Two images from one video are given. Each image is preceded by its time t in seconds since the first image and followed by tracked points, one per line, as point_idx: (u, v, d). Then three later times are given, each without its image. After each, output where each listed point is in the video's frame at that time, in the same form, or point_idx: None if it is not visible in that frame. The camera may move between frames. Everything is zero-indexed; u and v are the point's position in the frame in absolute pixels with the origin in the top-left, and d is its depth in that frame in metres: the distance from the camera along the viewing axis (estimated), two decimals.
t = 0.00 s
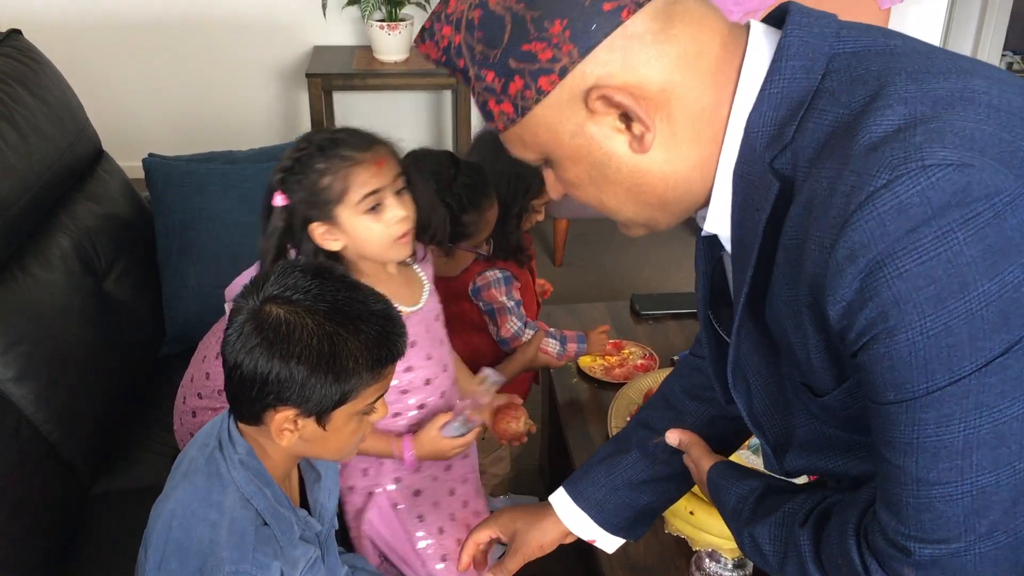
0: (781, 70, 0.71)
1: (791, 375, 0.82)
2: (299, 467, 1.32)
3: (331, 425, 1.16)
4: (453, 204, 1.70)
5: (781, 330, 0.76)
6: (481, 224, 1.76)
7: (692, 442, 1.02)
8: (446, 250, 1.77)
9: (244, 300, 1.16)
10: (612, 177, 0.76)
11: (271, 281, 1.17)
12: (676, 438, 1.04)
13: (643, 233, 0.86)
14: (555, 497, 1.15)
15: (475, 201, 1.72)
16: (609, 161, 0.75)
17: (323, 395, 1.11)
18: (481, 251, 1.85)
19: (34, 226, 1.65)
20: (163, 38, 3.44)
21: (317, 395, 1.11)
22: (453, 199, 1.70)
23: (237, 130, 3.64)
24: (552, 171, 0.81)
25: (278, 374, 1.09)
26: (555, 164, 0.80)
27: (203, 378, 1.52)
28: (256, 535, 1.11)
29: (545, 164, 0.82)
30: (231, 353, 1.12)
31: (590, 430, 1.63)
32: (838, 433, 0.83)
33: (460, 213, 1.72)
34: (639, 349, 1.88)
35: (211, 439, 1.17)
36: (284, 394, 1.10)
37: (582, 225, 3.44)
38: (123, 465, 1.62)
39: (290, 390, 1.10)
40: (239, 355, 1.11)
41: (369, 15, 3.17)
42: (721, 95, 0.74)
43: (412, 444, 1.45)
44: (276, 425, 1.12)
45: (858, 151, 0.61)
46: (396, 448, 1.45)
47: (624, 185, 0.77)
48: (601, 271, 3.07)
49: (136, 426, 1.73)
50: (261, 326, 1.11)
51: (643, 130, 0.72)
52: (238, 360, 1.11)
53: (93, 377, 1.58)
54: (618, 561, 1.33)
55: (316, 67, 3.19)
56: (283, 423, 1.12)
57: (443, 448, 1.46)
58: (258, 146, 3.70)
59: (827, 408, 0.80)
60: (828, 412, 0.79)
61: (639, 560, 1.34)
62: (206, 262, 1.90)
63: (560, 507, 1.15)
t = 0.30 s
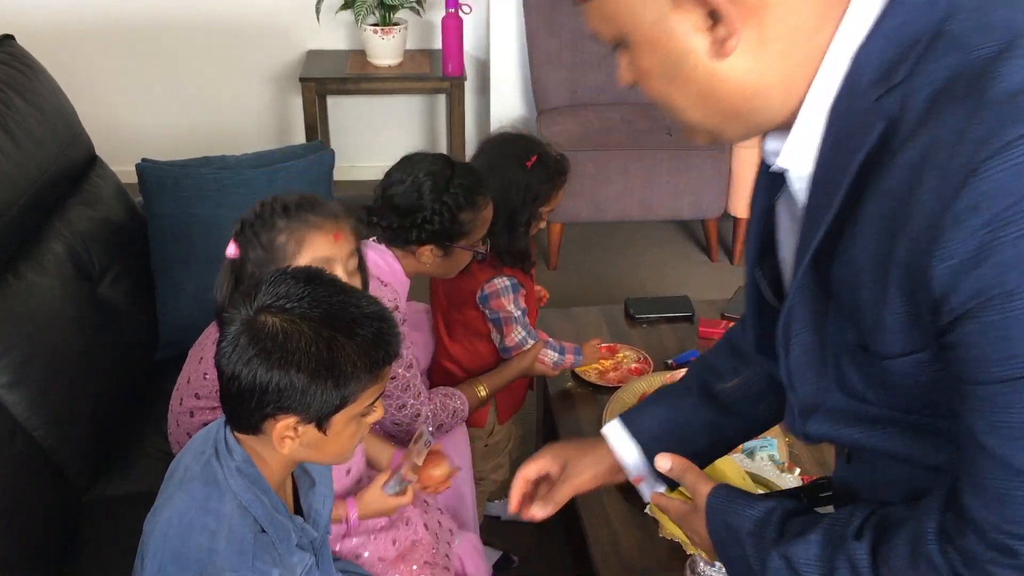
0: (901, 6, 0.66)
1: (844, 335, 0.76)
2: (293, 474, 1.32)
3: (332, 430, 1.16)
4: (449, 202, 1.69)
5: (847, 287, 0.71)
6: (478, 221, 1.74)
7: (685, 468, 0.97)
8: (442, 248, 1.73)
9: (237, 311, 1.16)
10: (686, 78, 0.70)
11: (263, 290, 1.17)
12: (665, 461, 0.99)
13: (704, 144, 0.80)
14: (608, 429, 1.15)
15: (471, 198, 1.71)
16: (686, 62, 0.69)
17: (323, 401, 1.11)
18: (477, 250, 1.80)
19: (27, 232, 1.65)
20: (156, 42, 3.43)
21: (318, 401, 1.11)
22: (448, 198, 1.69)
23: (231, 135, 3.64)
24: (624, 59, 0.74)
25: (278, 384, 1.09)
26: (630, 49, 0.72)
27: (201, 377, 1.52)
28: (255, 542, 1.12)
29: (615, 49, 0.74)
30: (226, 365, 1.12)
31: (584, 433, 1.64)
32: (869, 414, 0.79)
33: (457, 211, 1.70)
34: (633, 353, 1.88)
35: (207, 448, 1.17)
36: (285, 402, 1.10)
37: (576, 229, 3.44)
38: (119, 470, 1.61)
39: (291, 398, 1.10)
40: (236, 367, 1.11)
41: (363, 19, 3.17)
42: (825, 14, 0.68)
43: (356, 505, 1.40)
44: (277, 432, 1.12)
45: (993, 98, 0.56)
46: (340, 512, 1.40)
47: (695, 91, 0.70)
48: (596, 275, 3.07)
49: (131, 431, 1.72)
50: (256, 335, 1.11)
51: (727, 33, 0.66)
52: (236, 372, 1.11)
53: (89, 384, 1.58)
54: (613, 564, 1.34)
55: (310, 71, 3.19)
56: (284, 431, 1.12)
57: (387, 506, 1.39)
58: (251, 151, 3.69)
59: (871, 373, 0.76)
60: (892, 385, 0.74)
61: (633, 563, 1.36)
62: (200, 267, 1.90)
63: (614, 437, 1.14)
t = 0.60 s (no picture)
0: None
1: (958, 303, 0.73)
2: (288, 473, 1.31)
3: (325, 427, 1.15)
4: (442, 191, 1.61)
5: (980, 258, 0.70)
6: (472, 211, 1.68)
7: (758, 482, 0.98)
8: (436, 237, 1.67)
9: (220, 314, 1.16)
10: None
11: (245, 291, 1.16)
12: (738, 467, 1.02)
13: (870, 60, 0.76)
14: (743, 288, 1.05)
15: (465, 188, 1.65)
16: None
17: (312, 398, 1.11)
18: (469, 239, 1.74)
19: (17, 230, 1.64)
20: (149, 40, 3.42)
21: (307, 398, 1.10)
22: (442, 186, 1.61)
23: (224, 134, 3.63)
24: None
25: (266, 383, 1.09)
26: None
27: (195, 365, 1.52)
28: (251, 542, 1.12)
29: None
30: (213, 368, 1.12)
31: (578, 432, 1.64)
32: (944, 400, 0.76)
33: (451, 200, 1.63)
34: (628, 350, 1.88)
35: (202, 446, 1.16)
36: (274, 401, 1.10)
37: (571, 226, 3.44)
38: (112, 468, 1.61)
39: (280, 397, 1.09)
40: (222, 369, 1.11)
41: (357, 16, 3.16)
42: None
43: (340, 531, 1.37)
44: (270, 433, 1.12)
45: None
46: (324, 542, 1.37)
47: None
48: (590, 273, 3.07)
49: (124, 431, 1.71)
50: (240, 337, 1.10)
51: None
52: (223, 375, 1.11)
53: (82, 384, 1.58)
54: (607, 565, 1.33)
55: (303, 69, 3.18)
56: (277, 430, 1.12)
57: (370, 535, 1.39)
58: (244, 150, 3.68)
59: (970, 355, 0.74)
60: (1019, 382, 0.71)
61: (627, 560, 1.35)
62: (193, 265, 1.89)
63: (748, 296, 1.04)
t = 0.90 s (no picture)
0: None
1: None
2: (290, 471, 1.32)
3: (319, 417, 1.15)
4: (418, 170, 1.61)
5: None
6: (449, 192, 1.66)
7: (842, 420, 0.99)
8: (413, 219, 1.66)
9: (205, 312, 1.16)
10: None
11: (228, 286, 1.17)
12: (820, 405, 1.02)
13: None
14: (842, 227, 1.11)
15: (442, 168, 1.64)
16: None
17: (300, 388, 1.10)
18: (449, 224, 1.72)
19: (12, 226, 1.65)
20: (144, 35, 3.41)
21: (295, 389, 1.10)
22: (419, 166, 1.61)
23: (219, 130, 3.62)
24: None
25: (253, 375, 1.09)
26: None
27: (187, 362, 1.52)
28: (249, 537, 1.11)
29: None
30: (201, 366, 1.12)
31: (573, 426, 1.65)
32: None
33: (427, 179, 1.62)
34: (624, 344, 1.89)
35: (200, 443, 1.16)
36: (264, 394, 1.10)
37: (567, 220, 3.43)
38: (107, 465, 1.61)
39: (269, 388, 1.09)
40: (210, 366, 1.11)
41: (351, 11, 3.16)
42: None
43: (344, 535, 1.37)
44: (264, 426, 1.12)
45: None
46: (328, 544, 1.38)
47: None
48: (586, 267, 3.07)
49: (119, 427, 1.71)
50: (224, 333, 1.11)
51: None
52: (213, 371, 1.11)
53: (77, 381, 1.58)
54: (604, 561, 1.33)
55: (297, 64, 3.17)
56: (271, 424, 1.12)
57: (377, 544, 1.37)
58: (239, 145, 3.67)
59: None
60: None
61: (624, 555, 1.35)
62: (188, 261, 1.89)
63: (849, 234, 1.10)
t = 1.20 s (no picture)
0: None
1: None
2: (289, 465, 1.31)
3: (318, 415, 1.15)
4: (396, 163, 1.61)
5: None
6: (428, 185, 1.67)
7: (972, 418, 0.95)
8: (392, 213, 1.65)
9: (205, 308, 1.16)
10: None
11: (228, 283, 1.16)
12: (949, 410, 0.95)
13: None
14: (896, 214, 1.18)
15: (421, 162, 1.64)
16: None
17: (299, 386, 1.10)
18: (427, 218, 1.72)
19: (7, 224, 1.64)
20: (141, 32, 3.41)
21: (294, 387, 1.10)
22: (397, 160, 1.61)
23: (215, 127, 3.61)
24: None
25: (252, 373, 1.09)
26: None
27: (171, 369, 1.52)
28: (248, 532, 1.10)
29: None
30: (200, 362, 1.12)
31: (572, 422, 1.64)
32: None
33: (405, 173, 1.62)
34: (622, 339, 1.88)
35: (199, 438, 1.16)
36: (263, 391, 1.09)
37: (565, 216, 3.43)
38: (104, 463, 1.61)
39: (267, 386, 1.09)
40: (209, 362, 1.11)
41: (348, 7, 3.15)
42: None
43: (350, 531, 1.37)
44: (263, 423, 1.12)
45: None
46: (334, 539, 1.37)
47: None
48: (584, 262, 3.06)
49: (116, 424, 1.71)
50: (223, 330, 1.10)
51: None
52: (211, 368, 1.11)
53: (73, 379, 1.57)
54: (602, 557, 1.33)
55: (293, 60, 3.17)
56: (270, 421, 1.12)
57: (383, 542, 1.37)
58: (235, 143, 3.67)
59: None
60: None
61: (622, 551, 1.35)
62: (184, 259, 1.88)
63: (905, 221, 1.17)
